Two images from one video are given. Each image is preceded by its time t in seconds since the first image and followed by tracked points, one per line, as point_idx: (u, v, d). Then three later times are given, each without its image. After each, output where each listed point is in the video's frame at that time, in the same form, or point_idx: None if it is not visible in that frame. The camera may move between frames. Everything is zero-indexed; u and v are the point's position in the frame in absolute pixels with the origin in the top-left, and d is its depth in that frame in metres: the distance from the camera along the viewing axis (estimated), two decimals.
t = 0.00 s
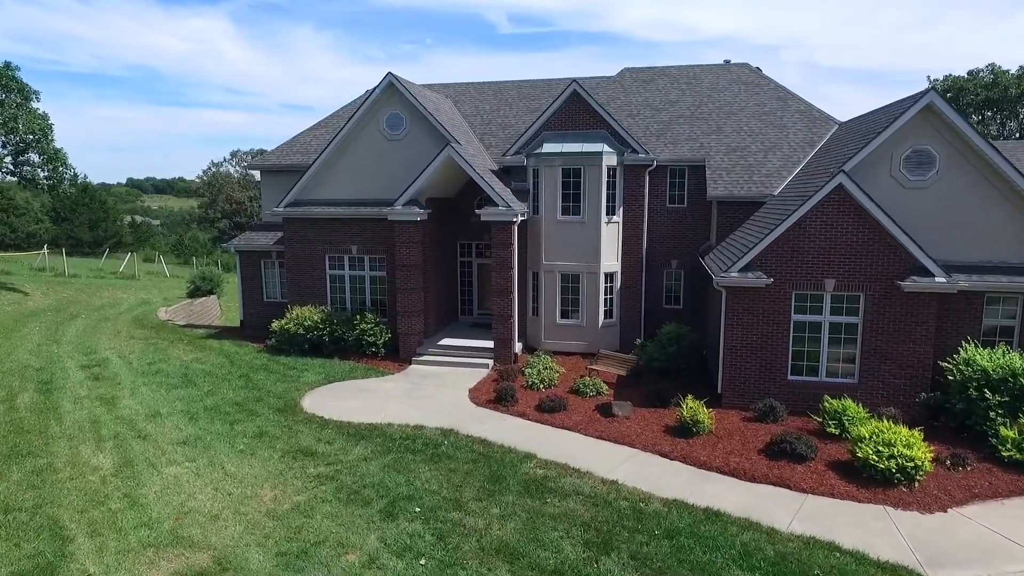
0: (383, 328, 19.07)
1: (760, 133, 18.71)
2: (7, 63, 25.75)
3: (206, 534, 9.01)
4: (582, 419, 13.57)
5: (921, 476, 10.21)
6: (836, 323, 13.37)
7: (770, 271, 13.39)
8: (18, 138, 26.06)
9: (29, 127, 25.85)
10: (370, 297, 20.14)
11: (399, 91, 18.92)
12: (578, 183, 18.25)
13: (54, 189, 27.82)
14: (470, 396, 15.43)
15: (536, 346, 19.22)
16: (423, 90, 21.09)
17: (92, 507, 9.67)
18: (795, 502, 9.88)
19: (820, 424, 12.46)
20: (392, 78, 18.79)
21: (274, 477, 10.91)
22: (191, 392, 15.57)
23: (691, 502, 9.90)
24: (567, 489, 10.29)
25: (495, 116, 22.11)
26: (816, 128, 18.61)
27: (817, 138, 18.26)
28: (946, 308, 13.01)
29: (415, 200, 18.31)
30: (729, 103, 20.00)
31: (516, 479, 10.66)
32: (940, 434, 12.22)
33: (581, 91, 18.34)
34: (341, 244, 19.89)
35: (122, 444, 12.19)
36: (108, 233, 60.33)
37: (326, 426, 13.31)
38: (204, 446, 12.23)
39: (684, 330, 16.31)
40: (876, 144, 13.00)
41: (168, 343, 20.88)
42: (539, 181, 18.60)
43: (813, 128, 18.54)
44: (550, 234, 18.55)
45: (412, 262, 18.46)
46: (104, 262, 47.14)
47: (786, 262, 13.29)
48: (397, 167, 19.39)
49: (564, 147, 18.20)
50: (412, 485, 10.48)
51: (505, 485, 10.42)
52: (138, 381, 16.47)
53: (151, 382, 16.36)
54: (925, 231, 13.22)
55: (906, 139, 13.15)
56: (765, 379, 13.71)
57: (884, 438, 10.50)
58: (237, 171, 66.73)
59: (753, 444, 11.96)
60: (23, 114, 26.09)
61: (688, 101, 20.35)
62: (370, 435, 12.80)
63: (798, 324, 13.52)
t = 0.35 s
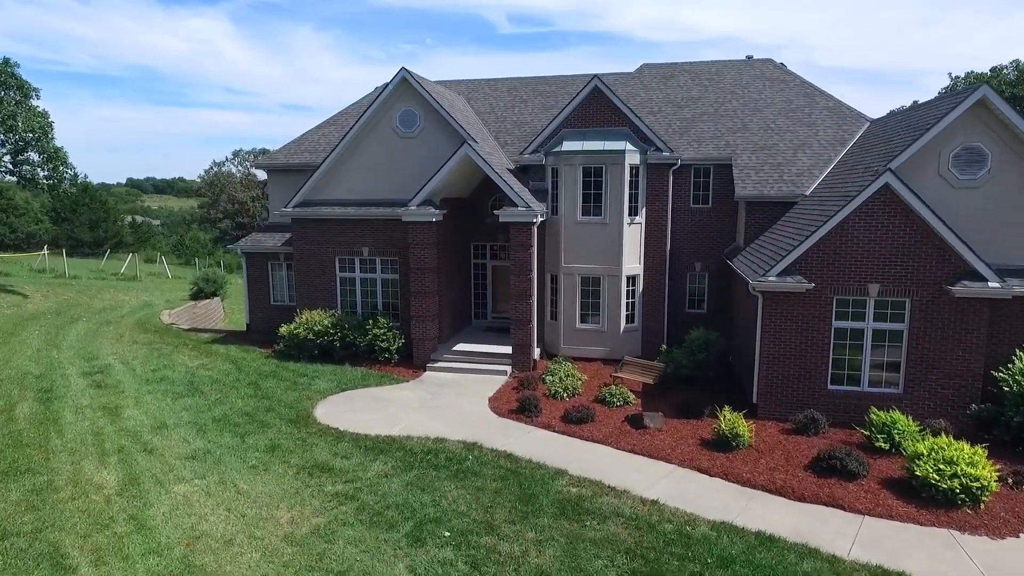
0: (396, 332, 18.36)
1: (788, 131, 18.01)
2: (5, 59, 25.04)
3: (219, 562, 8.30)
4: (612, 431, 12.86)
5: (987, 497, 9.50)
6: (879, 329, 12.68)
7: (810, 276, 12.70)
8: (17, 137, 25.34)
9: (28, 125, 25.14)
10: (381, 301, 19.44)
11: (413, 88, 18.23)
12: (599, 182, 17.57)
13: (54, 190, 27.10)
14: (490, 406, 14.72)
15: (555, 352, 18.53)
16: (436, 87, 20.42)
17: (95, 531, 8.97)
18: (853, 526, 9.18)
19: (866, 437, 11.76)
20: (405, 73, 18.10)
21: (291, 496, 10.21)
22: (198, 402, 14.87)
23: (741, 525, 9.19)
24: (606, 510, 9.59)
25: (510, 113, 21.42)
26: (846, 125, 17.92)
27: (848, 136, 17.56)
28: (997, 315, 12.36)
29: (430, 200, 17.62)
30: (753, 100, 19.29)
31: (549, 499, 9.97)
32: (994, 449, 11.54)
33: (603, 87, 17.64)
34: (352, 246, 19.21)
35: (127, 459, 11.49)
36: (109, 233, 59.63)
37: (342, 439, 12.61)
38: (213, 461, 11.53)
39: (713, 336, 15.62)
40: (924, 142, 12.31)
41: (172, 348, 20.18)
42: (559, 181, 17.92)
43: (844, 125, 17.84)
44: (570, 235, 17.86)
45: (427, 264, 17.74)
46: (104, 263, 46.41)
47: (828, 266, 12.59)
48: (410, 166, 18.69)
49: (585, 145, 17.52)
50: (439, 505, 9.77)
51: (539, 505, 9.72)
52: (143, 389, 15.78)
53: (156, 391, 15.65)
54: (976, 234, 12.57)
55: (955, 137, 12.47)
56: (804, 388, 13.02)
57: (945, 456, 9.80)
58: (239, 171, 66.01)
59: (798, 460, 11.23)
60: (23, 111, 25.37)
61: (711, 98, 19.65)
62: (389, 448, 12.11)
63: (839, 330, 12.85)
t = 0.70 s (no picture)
0: (411, 338, 17.64)
1: (820, 128, 17.29)
2: (5, 56, 24.31)
3: None
4: (647, 445, 12.13)
5: None
6: (930, 337, 11.94)
7: (857, 280, 11.97)
8: (16, 135, 24.60)
9: (28, 123, 24.42)
10: (395, 305, 18.74)
11: (429, 84, 17.52)
12: (623, 182, 16.86)
13: (55, 190, 26.38)
14: (514, 417, 14.01)
15: (576, 358, 17.82)
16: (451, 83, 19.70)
17: (101, 561, 8.25)
18: (923, 554, 8.45)
19: (921, 452, 11.04)
20: (421, 68, 17.38)
21: (311, 519, 9.49)
22: (207, 412, 14.16)
23: (802, 554, 8.47)
24: (654, 536, 8.87)
25: (527, 110, 20.70)
26: (881, 122, 17.18)
27: (883, 133, 16.83)
28: None
29: (447, 201, 16.90)
30: (781, 96, 18.56)
31: (590, 523, 9.25)
32: None
33: (627, 82, 16.91)
34: (364, 249, 18.51)
35: (134, 477, 10.78)
36: (110, 234, 58.92)
37: (361, 454, 11.90)
38: (226, 479, 10.81)
39: (746, 343, 14.91)
40: (980, 139, 11.69)
41: (178, 354, 19.48)
42: (580, 180, 17.20)
43: (878, 123, 17.10)
44: (593, 237, 17.15)
45: (444, 268, 17.00)
46: (105, 264, 45.68)
47: (877, 270, 11.86)
48: (426, 165, 17.98)
49: (609, 143, 16.81)
50: (471, 530, 9.06)
51: (580, 531, 9.01)
52: (148, 399, 15.06)
53: (163, 400, 14.94)
54: None
55: (1012, 134, 11.89)
56: (849, 399, 12.30)
57: (1018, 476, 9.08)
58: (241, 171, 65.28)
59: (851, 478, 10.50)
60: (22, 109, 24.66)
61: (736, 95, 18.93)
62: (412, 465, 11.40)
63: (887, 338, 12.11)
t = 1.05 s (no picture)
0: (428, 344, 16.92)
1: (856, 125, 16.56)
2: (4, 51, 23.55)
3: None
4: (688, 461, 11.39)
5: None
6: (991, 346, 11.21)
7: (913, 285, 11.24)
8: (16, 133, 23.85)
9: (28, 120, 23.66)
10: (410, 309, 18.01)
11: (447, 79, 16.80)
12: (651, 181, 16.14)
13: (56, 189, 25.63)
14: (542, 428, 13.27)
15: (600, 365, 17.10)
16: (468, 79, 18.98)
17: None
18: None
19: (986, 470, 10.31)
20: (439, 62, 16.66)
21: (337, 545, 8.76)
22: (217, 425, 13.44)
23: None
24: (713, 566, 8.15)
25: (546, 107, 19.97)
26: (920, 118, 16.45)
27: (923, 130, 16.09)
28: None
29: (467, 201, 16.18)
30: (813, 92, 17.82)
31: (641, 550, 8.52)
32: None
33: (655, 77, 16.19)
34: (379, 251, 17.81)
35: (143, 497, 10.05)
36: (111, 234, 58.22)
37: (384, 470, 11.18)
38: (242, 499, 10.09)
39: (784, 350, 14.18)
40: None
41: (184, 360, 18.75)
42: (606, 179, 16.48)
43: (917, 120, 16.37)
44: (620, 238, 16.44)
45: (462, 271, 16.26)
46: (106, 265, 44.95)
47: (934, 275, 11.13)
48: (443, 163, 17.26)
49: (636, 140, 16.09)
50: (512, 559, 8.33)
51: (631, 560, 8.28)
52: (156, 409, 14.34)
53: (171, 411, 14.22)
54: None
55: None
56: (902, 412, 11.58)
57: None
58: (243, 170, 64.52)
59: (914, 498, 9.76)
60: (22, 106, 23.90)
61: (765, 91, 18.20)
62: (440, 483, 10.68)
63: (944, 347, 11.37)
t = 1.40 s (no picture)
0: (449, 352, 16.17)
1: (897, 122, 15.81)
2: (4, 45, 22.78)
3: None
4: (737, 479, 10.63)
5: None
6: None
7: (979, 292, 10.50)
8: (16, 131, 23.09)
9: (29, 117, 22.89)
10: (428, 314, 17.28)
11: (469, 74, 16.08)
12: (683, 181, 15.42)
13: (58, 189, 24.88)
14: (575, 443, 12.54)
15: (627, 373, 16.39)
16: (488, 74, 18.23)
17: None
18: None
19: None
20: (459, 56, 15.91)
21: None
22: (230, 438, 12.69)
23: None
24: None
25: (567, 104, 19.22)
26: (964, 115, 15.70)
27: (969, 127, 15.34)
28: None
29: (490, 201, 15.44)
30: (848, 88, 17.06)
31: None
32: None
33: (687, 71, 15.43)
34: (396, 253, 17.09)
35: (155, 521, 9.30)
36: (112, 234, 57.51)
37: (412, 491, 10.45)
38: (262, 523, 9.34)
39: (828, 359, 13.44)
40: None
41: (192, 366, 18.03)
42: (636, 179, 15.74)
43: (961, 116, 15.61)
44: (649, 241, 15.73)
45: (485, 275, 15.50)
46: (108, 266, 44.20)
47: (1002, 281, 10.38)
48: (463, 162, 16.52)
49: (667, 137, 15.37)
50: None
51: None
52: (164, 421, 13.60)
53: (181, 423, 13.48)
54: None
55: None
56: (965, 427, 10.84)
57: None
58: (246, 170, 63.79)
59: (991, 524, 9.00)
60: (23, 103, 23.15)
61: (798, 86, 17.45)
62: (474, 505, 9.95)
63: (1011, 358, 10.63)
